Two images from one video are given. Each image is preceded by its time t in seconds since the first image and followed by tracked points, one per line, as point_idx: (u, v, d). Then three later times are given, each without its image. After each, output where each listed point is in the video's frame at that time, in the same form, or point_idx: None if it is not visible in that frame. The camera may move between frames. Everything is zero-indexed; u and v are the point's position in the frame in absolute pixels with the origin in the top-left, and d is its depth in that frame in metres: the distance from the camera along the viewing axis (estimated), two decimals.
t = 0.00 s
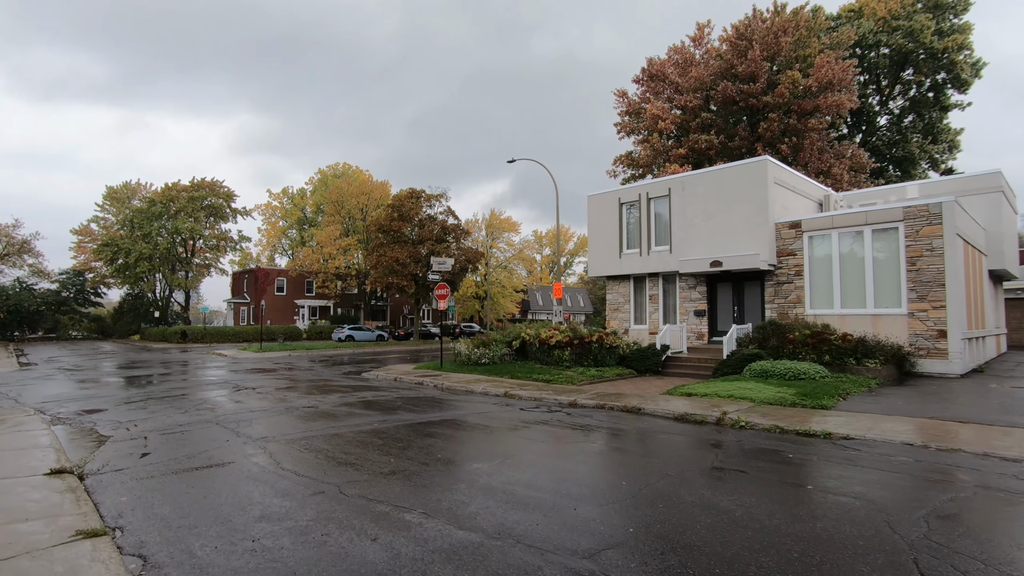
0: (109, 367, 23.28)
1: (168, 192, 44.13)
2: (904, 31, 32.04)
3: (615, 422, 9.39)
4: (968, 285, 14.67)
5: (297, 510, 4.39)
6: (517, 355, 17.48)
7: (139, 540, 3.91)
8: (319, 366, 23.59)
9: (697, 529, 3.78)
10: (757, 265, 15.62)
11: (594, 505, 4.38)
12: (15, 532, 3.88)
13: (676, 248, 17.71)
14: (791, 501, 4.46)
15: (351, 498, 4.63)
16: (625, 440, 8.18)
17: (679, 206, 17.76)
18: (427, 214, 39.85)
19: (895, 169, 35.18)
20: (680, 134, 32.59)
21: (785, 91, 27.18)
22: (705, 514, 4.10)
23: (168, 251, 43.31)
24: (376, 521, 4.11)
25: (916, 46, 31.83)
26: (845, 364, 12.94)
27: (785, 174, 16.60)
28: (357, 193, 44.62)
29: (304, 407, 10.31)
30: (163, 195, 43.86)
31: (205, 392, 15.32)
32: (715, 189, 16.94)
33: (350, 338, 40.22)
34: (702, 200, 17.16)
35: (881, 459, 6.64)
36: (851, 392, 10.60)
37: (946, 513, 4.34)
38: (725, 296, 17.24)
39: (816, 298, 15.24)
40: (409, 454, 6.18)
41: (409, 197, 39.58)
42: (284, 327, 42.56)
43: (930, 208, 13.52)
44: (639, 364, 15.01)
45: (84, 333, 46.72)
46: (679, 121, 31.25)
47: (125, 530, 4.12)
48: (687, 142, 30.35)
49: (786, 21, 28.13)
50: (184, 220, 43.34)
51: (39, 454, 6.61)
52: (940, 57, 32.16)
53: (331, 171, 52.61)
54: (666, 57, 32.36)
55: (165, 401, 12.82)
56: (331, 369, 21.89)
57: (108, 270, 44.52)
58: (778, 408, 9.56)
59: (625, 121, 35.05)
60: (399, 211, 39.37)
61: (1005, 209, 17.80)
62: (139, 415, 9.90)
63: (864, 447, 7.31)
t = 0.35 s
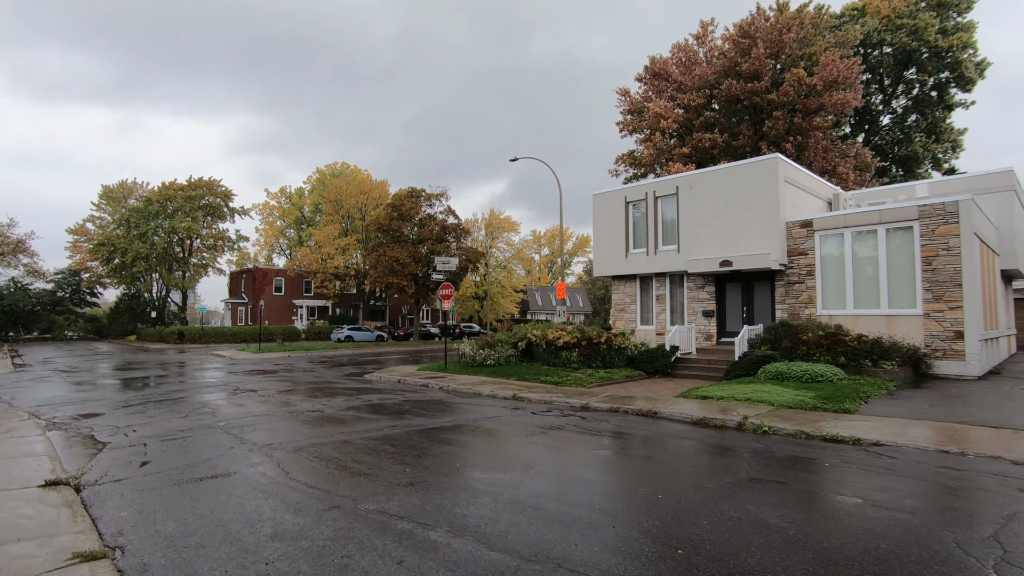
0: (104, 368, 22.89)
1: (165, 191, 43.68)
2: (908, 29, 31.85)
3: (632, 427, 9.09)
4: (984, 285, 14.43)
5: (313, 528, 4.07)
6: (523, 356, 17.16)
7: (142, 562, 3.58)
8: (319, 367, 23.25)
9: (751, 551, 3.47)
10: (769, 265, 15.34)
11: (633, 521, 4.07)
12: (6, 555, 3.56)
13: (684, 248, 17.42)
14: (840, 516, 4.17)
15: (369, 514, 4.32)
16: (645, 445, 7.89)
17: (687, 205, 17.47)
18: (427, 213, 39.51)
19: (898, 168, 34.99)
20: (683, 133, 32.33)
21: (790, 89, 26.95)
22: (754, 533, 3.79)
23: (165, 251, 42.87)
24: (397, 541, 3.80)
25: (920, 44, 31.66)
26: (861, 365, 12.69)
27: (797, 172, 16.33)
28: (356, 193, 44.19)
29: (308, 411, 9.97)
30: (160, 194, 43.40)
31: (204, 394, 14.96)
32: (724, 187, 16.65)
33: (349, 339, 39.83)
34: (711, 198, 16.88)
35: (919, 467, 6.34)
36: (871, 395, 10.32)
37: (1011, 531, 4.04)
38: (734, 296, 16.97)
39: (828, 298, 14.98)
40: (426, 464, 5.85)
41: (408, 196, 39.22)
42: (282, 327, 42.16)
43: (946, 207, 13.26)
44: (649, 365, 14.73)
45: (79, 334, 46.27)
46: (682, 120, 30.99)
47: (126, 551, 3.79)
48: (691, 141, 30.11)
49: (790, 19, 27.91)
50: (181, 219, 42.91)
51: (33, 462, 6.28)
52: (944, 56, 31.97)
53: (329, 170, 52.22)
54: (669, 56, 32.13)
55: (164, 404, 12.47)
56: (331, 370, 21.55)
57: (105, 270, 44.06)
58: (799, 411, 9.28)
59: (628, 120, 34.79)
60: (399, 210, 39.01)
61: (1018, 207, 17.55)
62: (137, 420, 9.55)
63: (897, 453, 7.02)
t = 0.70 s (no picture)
0: (103, 368, 22.52)
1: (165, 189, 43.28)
2: (916, 27, 31.62)
3: (653, 429, 8.80)
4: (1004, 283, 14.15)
5: (339, 542, 3.77)
6: (532, 356, 16.84)
7: None
8: (322, 367, 22.92)
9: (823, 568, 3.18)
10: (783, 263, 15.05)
11: (684, 533, 3.77)
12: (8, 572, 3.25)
13: (696, 246, 17.13)
14: (906, 528, 3.88)
15: (397, 525, 4.02)
16: (672, 445, 7.58)
17: (698, 202, 17.18)
18: (429, 212, 39.19)
19: (905, 167, 34.75)
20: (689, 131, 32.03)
21: (799, 86, 26.68)
22: (821, 548, 3.49)
23: (165, 250, 42.50)
24: (433, 555, 3.50)
25: (928, 42, 31.43)
26: (881, 366, 12.41)
27: (811, 169, 16.04)
28: (357, 192, 43.80)
29: (317, 413, 9.66)
30: (160, 193, 43.00)
31: (207, 395, 14.61)
32: (737, 184, 16.36)
33: (351, 339, 39.49)
34: (723, 196, 16.59)
35: (965, 470, 6.05)
36: (897, 396, 10.04)
37: None
38: (746, 296, 16.67)
39: (845, 297, 14.70)
40: (450, 470, 5.55)
41: (411, 194, 38.88)
42: (283, 327, 41.79)
43: (966, 203, 12.99)
44: (661, 366, 14.44)
45: (78, 334, 45.91)
46: (688, 118, 30.69)
47: (137, 566, 3.48)
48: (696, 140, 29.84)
49: (797, 15, 27.65)
50: (181, 218, 42.52)
51: (34, 467, 5.96)
52: (952, 54, 31.72)
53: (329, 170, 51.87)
54: (675, 53, 31.84)
55: (166, 405, 12.13)
56: (334, 370, 21.22)
57: (104, 269, 43.65)
58: (825, 413, 8.99)
59: (632, 118, 34.51)
60: (401, 209, 38.66)
61: None
62: (141, 422, 9.23)
63: (936, 456, 6.74)
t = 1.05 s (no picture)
0: (103, 369, 22.22)
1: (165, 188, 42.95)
2: (923, 25, 31.35)
3: (677, 433, 8.51)
4: None
5: (368, 562, 3.47)
6: (541, 357, 16.53)
7: None
8: (325, 368, 22.62)
9: None
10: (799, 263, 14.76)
11: (744, 551, 3.47)
12: None
13: (707, 245, 16.84)
14: (982, 546, 3.57)
15: (430, 542, 3.72)
16: (700, 450, 7.30)
17: (710, 200, 16.89)
18: (431, 212, 38.84)
19: (911, 167, 34.53)
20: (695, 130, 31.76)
21: (807, 84, 26.42)
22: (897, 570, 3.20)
23: (165, 250, 42.17)
24: None
25: (935, 40, 31.18)
26: (903, 367, 12.13)
27: (825, 167, 15.76)
28: (358, 191, 43.44)
29: (327, 416, 9.37)
30: (160, 193, 42.65)
31: (210, 397, 14.31)
32: (750, 182, 16.08)
33: (353, 339, 39.21)
34: (736, 194, 16.31)
35: (1016, 478, 5.75)
36: (924, 399, 9.75)
37: None
38: (759, 296, 16.37)
39: (862, 297, 14.42)
40: (476, 479, 5.24)
41: (413, 194, 38.58)
42: (284, 327, 41.50)
43: (988, 201, 12.70)
44: (675, 367, 14.16)
45: (77, 334, 45.61)
46: (694, 116, 30.42)
47: None
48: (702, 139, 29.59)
49: (805, 12, 27.38)
50: (182, 218, 42.19)
51: (36, 476, 5.66)
52: (960, 52, 31.46)
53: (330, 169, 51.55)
54: (680, 51, 31.58)
55: (170, 408, 11.81)
56: (338, 371, 20.93)
57: (104, 269, 43.32)
58: (853, 417, 8.69)
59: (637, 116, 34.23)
60: (403, 208, 38.36)
61: None
62: (146, 426, 8.93)
63: (979, 462, 6.45)
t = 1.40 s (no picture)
0: (104, 369, 21.90)
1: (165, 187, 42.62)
2: (932, 23, 31.03)
3: (701, 437, 8.20)
4: None
5: None
6: (551, 357, 16.22)
7: None
8: (329, 369, 22.31)
9: None
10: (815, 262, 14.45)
11: None
12: None
13: (719, 243, 16.55)
14: None
15: (467, 564, 3.41)
16: (731, 457, 6.99)
17: (722, 198, 16.60)
18: (434, 211, 38.52)
19: (918, 166, 34.25)
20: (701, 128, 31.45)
21: (815, 82, 26.08)
22: None
23: (165, 249, 41.84)
24: None
25: (944, 38, 30.85)
26: (925, 369, 11.83)
27: (840, 164, 15.47)
28: (359, 190, 43.07)
29: (337, 419, 9.07)
30: (161, 192, 42.32)
31: (213, 399, 14.00)
32: (763, 179, 15.78)
33: (355, 339, 38.91)
34: (749, 191, 16.02)
35: None
36: (953, 401, 9.45)
37: None
38: (773, 295, 16.06)
39: (879, 297, 14.13)
40: (505, 489, 4.94)
41: (415, 193, 38.22)
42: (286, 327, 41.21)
43: (1011, 199, 12.40)
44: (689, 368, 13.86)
45: (77, 334, 45.30)
46: (700, 114, 30.10)
47: None
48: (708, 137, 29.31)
49: (813, 9, 27.06)
50: (182, 217, 41.85)
51: (37, 485, 5.35)
52: (969, 50, 31.16)
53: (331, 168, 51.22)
54: (686, 49, 31.27)
55: (173, 410, 11.51)
56: (342, 371, 20.64)
57: (104, 269, 42.99)
58: (883, 421, 8.39)
59: (642, 114, 33.91)
60: (406, 208, 38.02)
61: None
62: (150, 431, 8.62)
63: None
